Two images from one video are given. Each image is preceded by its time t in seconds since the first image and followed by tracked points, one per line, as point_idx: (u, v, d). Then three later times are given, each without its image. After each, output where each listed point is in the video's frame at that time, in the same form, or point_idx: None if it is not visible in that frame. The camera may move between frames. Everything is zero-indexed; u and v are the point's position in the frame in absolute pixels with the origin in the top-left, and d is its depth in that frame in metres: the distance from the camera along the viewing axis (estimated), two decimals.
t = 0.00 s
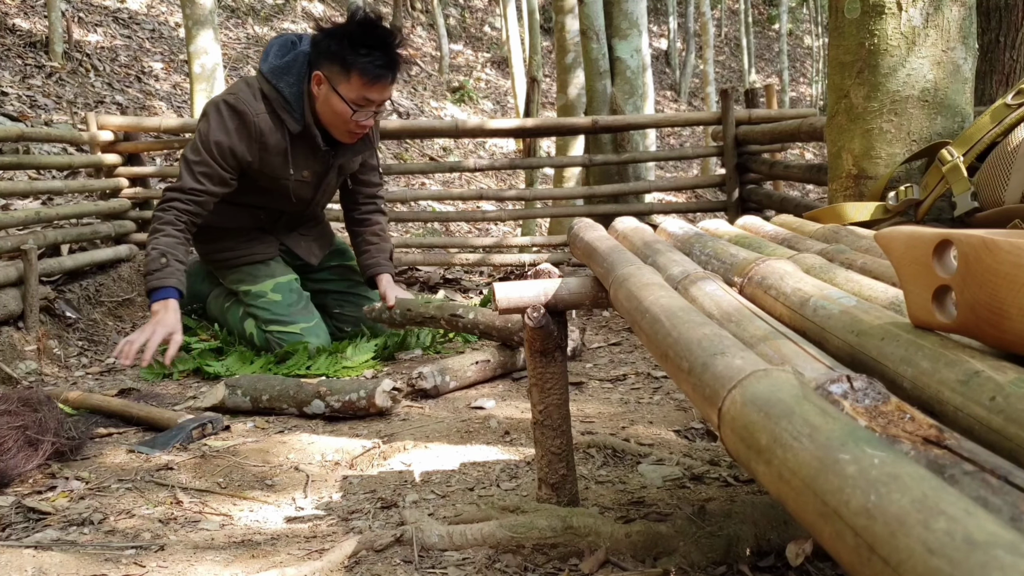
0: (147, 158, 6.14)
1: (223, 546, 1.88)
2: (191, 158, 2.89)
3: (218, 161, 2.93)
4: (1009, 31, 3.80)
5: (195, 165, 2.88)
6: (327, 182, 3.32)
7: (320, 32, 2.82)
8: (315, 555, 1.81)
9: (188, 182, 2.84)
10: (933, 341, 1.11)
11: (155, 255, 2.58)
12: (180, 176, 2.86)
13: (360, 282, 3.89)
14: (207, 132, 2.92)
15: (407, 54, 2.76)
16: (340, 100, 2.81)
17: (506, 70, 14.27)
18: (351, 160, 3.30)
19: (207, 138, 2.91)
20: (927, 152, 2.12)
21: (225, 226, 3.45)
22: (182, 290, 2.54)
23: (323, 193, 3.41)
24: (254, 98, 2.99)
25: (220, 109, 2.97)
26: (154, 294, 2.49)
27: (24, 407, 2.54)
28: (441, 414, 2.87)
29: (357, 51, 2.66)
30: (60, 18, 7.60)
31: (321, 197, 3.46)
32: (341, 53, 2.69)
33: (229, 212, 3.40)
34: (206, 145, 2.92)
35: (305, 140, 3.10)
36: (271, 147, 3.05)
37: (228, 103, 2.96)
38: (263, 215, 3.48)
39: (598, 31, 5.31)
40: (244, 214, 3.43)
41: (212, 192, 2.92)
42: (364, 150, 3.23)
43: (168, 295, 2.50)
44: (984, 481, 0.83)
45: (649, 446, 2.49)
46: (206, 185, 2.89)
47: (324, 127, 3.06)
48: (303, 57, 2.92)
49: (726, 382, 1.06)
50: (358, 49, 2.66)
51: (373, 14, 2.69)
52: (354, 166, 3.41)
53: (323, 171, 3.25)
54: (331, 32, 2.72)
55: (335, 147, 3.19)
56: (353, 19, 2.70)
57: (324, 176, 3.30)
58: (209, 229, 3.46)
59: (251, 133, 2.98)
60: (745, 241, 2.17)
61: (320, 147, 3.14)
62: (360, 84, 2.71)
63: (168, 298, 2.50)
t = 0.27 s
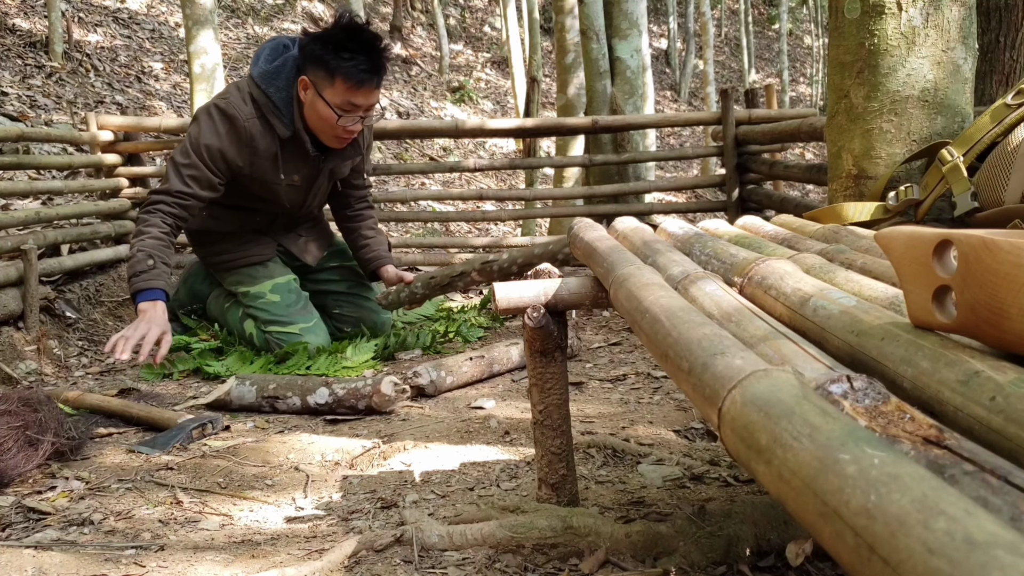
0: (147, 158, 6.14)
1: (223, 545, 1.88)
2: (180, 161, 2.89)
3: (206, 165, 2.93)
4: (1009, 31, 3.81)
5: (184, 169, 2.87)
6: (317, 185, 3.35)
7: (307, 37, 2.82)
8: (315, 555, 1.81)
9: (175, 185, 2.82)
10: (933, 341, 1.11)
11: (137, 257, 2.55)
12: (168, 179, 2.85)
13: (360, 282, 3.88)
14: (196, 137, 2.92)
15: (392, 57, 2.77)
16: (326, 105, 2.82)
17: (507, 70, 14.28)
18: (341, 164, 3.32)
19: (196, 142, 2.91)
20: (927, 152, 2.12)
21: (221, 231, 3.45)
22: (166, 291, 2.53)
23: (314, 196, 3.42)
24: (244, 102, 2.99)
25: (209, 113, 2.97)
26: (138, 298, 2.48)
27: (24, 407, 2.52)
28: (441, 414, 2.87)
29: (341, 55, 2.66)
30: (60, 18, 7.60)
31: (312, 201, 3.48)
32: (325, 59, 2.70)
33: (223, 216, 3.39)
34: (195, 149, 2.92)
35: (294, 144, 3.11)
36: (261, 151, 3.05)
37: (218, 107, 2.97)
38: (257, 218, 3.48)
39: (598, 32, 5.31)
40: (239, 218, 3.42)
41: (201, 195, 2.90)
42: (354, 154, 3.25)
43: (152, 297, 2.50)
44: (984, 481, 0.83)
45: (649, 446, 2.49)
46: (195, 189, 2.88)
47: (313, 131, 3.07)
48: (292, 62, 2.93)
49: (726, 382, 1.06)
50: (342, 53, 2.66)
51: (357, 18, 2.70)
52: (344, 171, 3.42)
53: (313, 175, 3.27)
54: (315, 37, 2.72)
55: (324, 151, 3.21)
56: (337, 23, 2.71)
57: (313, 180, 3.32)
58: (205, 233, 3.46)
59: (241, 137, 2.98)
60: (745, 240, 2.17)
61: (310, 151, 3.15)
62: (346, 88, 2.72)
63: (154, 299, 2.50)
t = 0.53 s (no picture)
0: (147, 158, 6.14)
1: (223, 545, 1.88)
2: (201, 173, 2.97)
3: (231, 171, 3.02)
4: (1007, 32, 3.82)
5: (209, 180, 2.97)
6: (317, 187, 3.37)
7: (302, 42, 2.78)
8: (316, 554, 1.82)
9: (212, 197, 2.95)
10: (931, 341, 1.12)
11: (250, 257, 2.84)
12: (198, 193, 2.96)
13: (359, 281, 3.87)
14: (207, 145, 2.97)
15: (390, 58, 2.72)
16: (327, 109, 2.80)
17: (507, 70, 14.29)
18: (342, 164, 3.32)
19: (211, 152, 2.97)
20: (926, 152, 2.13)
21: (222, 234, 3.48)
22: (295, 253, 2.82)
23: (315, 198, 3.44)
24: (244, 106, 3.01)
25: (212, 119, 3.01)
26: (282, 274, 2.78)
27: (25, 406, 2.52)
28: (441, 414, 2.88)
29: (340, 61, 2.62)
30: (61, 18, 7.60)
31: (313, 201, 3.50)
32: (324, 64, 2.66)
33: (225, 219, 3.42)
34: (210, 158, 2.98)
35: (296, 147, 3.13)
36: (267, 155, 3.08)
37: (219, 113, 3.00)
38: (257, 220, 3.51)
39: (598, 32, 5.33)
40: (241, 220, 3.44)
41: (236, 200, 3.03)
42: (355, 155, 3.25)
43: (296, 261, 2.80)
44: (983, 481, 0.84)
45: (648, 446, 2.49)
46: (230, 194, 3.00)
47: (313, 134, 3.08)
48: (288, 64, 2.92)
49: (725, 381, 1.07)
50: (341, 58, 2.62)
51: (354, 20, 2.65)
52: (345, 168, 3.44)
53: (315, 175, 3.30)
54: (311, 43, 2.67)
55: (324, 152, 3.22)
56: (333, 26, 2.66)
57: (314, 181, 3.36)
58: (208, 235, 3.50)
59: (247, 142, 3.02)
60: (745, 240, 2.17)
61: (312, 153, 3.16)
62: (347, 93, 2.69)
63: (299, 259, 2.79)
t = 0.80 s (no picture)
0: (147, 158, 6.14)
1: (223, 545, 1.88)
2: (257, 154, 2.88)
3: (278, 152, 2.96)
4: (1007, 32, 3.82)
5: (265, 160, 2.89)
6: (333, 182, 3.40)
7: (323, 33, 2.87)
8: (316, 554, 1.82)
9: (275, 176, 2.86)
10: (932, 341, 1.12)
11: (325, 255, 2.73)
12: (258, 173, 2.85)
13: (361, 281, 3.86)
14: (249, 129, 2.91)
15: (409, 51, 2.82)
16: (348, 99, 2.87)
17: (507, 70, 14.29)
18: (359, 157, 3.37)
19: (255, 134, 2.91)
20: (927, 152, 2.13)
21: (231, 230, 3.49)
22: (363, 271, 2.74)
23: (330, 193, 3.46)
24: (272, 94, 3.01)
25: (247, 106, 2.97)
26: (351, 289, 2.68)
27: (25, 406, 2.52)
28: (441, 414, 2.88)
29: (364, 49, 2.70)
30: (61, 18, 7.60)
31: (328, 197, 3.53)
32: (348, 54, 2.74)
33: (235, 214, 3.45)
34: (257, 141, 2.91)
35: (319, 138, 3.15)
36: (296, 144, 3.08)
37: (252, 99, 2.97)
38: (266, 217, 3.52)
39: (598, 33, 5.33)
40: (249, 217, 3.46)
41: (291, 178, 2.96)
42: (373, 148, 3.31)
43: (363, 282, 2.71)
44: (982, 480, 0.84)
45: (648, 446, 2.49)
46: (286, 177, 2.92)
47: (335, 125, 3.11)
48: (310, 55, 2.98)
49: (725, 382, 1.07)
50: (365, 47, 2.70)
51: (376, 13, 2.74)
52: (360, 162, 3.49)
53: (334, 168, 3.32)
54: (335, 34, 2.76)
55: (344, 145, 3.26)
56: (357, 18, 2.75)
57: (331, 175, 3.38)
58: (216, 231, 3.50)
59: (283, 128, 3.00)
60: (745, 240, 2.17)
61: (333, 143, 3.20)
62: (369, 83, 2.77)
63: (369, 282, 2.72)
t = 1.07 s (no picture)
0: (147, 158, 6.14)
1: (223, 545, 1.88)
2: (286, 162, 2.81)
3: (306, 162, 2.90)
4: (1008, 32, 3.82)
5: (295, 169, 2.82)
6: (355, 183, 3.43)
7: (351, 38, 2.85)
8: (316, 555, 1.81)
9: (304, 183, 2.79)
10: (932, 341, 1.12)
11: (337, 272, 2.67)
12: (285, 182, 2.79)
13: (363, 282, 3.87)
14: (279, 139, 2.84)
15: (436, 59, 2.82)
16: (376, 106, 2.88)
17: (507, 70, 14.29)
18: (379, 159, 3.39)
19: (285, 144, 2.84)
20: (927, 152, 2.13)
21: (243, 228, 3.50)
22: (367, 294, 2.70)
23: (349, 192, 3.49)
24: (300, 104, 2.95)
25: (277, 115, 2.89)
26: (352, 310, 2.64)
27: (25, 406, 2.52)
28: (441, 414, 2.87)
29: (396, 59, 2.70)
30: (61, 18, 7.60)
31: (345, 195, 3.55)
32: (377, 62, 2.74)
33: (249, 213, 3.46)
34: (287, 151, 2.84)
35: (344, 145, 3.14)
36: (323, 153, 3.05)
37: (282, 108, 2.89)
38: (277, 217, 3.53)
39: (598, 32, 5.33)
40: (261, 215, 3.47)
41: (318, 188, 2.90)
42: (395, 151, 3.34)
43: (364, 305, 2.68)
44: (983, 480, 0.84)
45: (649, 446, 2.49)
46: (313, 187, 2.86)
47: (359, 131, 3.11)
48: (338, 63, 2.94)
49: (725, 382, 1.07)
50: (396, 57, 2.69)
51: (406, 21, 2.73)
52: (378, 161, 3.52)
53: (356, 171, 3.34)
54: (366, 41, 2.76)
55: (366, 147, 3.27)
56: (388, 26, 2.74)
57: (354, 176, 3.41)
58: (226, 230, 3.50)
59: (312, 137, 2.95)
60: (745, 240, 2.17)
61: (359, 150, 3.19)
62: (398, 91, 2.78)
63: (371, 305, 2.67)
